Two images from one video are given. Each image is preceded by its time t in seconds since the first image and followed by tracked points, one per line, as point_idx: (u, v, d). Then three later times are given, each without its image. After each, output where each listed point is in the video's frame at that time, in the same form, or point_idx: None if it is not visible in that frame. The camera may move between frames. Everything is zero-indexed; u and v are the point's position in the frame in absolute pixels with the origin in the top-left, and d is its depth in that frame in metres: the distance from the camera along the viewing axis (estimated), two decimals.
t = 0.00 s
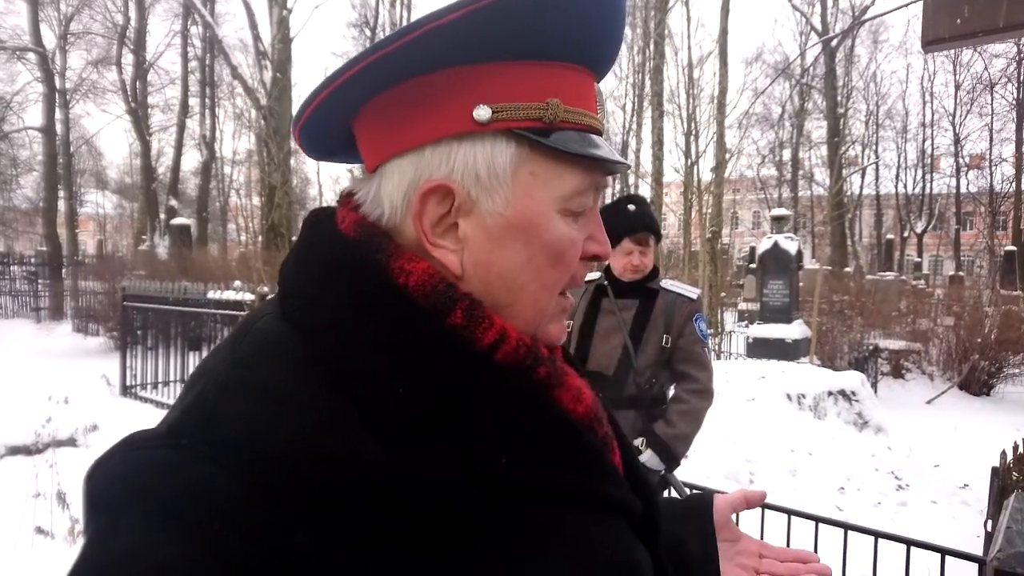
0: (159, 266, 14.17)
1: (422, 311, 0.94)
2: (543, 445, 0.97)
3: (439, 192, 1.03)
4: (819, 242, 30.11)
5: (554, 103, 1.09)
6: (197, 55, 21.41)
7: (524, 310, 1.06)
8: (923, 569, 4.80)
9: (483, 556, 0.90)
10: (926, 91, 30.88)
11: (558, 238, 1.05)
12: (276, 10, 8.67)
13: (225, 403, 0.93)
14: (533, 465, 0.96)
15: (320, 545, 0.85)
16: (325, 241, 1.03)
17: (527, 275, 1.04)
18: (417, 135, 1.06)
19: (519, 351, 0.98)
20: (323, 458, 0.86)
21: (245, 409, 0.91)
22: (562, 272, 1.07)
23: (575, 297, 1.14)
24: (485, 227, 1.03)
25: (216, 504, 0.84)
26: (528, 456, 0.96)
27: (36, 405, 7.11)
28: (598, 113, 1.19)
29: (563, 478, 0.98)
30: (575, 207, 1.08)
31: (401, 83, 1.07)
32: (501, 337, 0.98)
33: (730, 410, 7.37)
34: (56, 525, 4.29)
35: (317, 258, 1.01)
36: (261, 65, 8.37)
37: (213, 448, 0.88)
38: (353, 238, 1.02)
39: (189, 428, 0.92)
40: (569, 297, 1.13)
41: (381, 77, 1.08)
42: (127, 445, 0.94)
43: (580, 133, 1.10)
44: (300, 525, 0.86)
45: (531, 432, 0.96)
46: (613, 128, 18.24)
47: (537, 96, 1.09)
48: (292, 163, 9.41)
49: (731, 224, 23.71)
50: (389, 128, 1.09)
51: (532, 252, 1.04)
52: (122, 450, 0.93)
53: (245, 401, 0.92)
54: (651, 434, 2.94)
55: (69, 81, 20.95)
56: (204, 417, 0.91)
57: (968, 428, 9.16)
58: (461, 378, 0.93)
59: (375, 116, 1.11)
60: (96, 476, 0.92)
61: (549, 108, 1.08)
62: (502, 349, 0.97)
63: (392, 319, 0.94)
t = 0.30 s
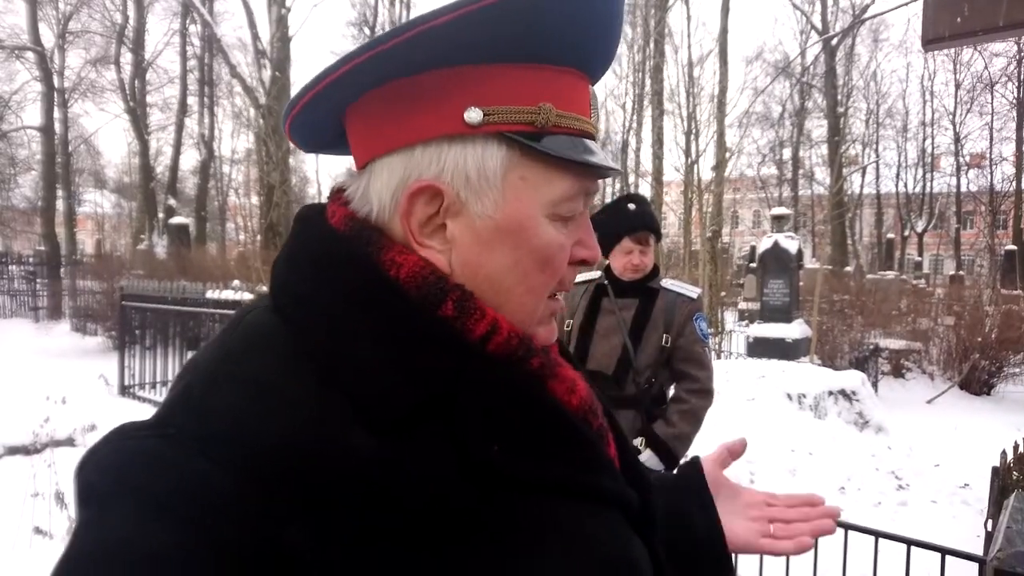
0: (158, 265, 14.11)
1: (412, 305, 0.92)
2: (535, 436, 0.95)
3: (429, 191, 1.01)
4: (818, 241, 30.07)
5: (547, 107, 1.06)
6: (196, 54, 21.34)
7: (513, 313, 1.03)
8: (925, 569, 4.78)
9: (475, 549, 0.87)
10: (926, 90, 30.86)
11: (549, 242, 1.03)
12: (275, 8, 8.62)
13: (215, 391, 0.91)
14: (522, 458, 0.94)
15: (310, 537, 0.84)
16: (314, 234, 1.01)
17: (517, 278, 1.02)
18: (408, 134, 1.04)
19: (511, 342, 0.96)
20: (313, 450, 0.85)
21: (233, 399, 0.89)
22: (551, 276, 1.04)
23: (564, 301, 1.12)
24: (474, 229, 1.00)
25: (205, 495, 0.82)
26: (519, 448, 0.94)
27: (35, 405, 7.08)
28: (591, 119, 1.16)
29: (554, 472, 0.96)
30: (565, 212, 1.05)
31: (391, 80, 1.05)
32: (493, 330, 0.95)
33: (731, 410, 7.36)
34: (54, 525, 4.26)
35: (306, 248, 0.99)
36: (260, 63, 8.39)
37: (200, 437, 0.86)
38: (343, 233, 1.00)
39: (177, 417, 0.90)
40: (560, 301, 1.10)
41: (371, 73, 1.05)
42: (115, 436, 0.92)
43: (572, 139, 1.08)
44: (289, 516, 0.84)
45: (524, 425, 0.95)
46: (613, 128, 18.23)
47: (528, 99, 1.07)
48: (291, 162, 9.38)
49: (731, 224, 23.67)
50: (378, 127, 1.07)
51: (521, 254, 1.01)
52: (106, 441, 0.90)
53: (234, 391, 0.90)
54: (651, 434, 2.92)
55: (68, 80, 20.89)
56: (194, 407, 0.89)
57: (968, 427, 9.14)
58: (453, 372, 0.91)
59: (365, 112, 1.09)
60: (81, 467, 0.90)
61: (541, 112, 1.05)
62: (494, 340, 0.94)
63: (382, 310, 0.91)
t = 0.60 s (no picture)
0: (157, 265, 14.13)
1: (409, 306, 0.93)
2: (531, 431, 0.96)
3: (430, 188, 1.02)
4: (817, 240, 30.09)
5: (545, 107, 1.08)
6: (196, 53, 21.34)
7: (512, 308, 1.05)
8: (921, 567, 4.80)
9: (471, 545, 0.89)
10: (924, 90, 30.91)
11: (545, 240, 1.05)
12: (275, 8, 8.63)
13: (218, 389, 0.93)
14: (519, 455, 0.94)
15: (310, 534, 0.86)
16: (315, 233, 1.03)
17: (515, 274, 1.03)
18: (408, 133, 1.05)
19: (508, 340, 0.97)
20: (313, 447, 0.87)
21: (235, 399, 0.91)
22: (550, 272, 1.06)
23: (562, 297, 1.14)
24: (474, 227, 1.02)
25: (207, 495, 0.84)
26: (516, 444, 0.95)
27: (35, 404, 7.11)
28: (588, 117, 1.18)
29: (551, 468, 0.96)
30: (563, 208, 1.07)
31: (390, 80, 1.07)
32: (490, 325, 0.97)
33: (729, 408, 7.39)
34: (55, 524, 4.29)
35: (306, 248, 1.01)
36: (260, 63, 8.43)
37: (201, 435, 0.88)
38: (345, 234, 1.01)
39: (181, 414, 0.92)
40: (558, 297, 1.12)
41: (374, 75, 1.07)
42: (125, 432, 0.94)
43: (568, 137, 1.10)
44: (289, 513, 0.86)
45: (523, 420, 0.96)
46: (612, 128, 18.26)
47: (527, 99, 1.08)
48: (290, 162, 9.41)
49: (730, 223, 23.71)
50: (379, 125, 1.09)
51: (519, 251, 1.03)
52: (117, 439, 0.93)
53: (235, 391, 0.92)
54: (648, 431, 2.94)
55: (67, 79, 20.89)
56: (197, 406, 0.91)
57: (966, 426, 9.18)
58: (450, 370, 0.92)
59: (366, 113, 1.11)
60: (92, 464, 0.92)
61: (540, 112, 1.07)
62: (491, 338, 0.96)
63: (378, 309, 0.92)
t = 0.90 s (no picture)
0: (156, 264, 14.16)
1: (409, 303, 0.95)
2: (528, 424, 0.98)
3: (429, 189, 1.05)
4: (816, 240, 30.13)
5: (541, 109, 1.10)
6: (195, 52, 21.34)
7: (510, 305, 1.07)
8: (917, 565, 4.83)
9: (469, 538, 0.91)
10: (922, 89, 30.98)
11: (542, 238, 1.07)
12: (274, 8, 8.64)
13: (224, 389, 0.96)
14: (513, 448, 0.96)
15: (314, 525, 0.88)
16: (318, 233, 1.05)
17: (512, 272, 1.06)
18: (407, 134, 1.08)
19: (507, 338, 1.00)
20: (313, 442, 0.89)
21: (239, 397, 0.94)
22: (546, 269, 1.09)
23: (559, 295, 1.16)
24: (472, 226, 1.05)
25: (214, 490, 0.87)
26: (514, 437, 0.97)
27: (34, 404, 7.13)
28: (584, 120, 1.21)
29: (546, 461, 0.98)
30: (559, 208, 1.10)
31: (389, 83, 1.10)
32: (489, 323, 0.99)
33: (727, 407, 7.42)
34: (54, 523, 4.31)
35: (308, 250, 1.03)
36: (259, 63, 8.45)
37: (209, 432, 0.92)
38: (346, 234, 1.03)
39: (189, 409, 0.95)
40: (553, 293, 1.14)
41: (375, 78, 1.10)
42: (137, 426, 0.98)
43: (563, 138, 1.12)
44: (291, 507, 0.88)
45: (519, 415, 0.98)
46: (610, 128, 18.31)
47: (523, 101, 1.10)
48: (289, 162, 9.45)
49: (728, 223, 23.76)
50: (379, 127, 1.11)
51: (517, 250, 1.05)
52: (130, 432, 0.96)
53: (240, 389, 0.95)
54: (645, 429, 2.96)
55: (66, 79, 20.88)
56: (205, 404, 0.94)
57: (962, 425, 9.22)
58: (448, 368, 0.94)
59: (367, 116, 1.13)
60: (105, 456, 0.96)
61: (535, 114, 1.09)
62: (490, 336, 0.98)
63: (379, 309, 0.95)
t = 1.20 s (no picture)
0: (152, 264, 14.12)
1: (397, 299, 0.96)
2: (514, 420, 0.99)
3: (411, 185, 1.05)
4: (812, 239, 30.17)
5: (522, 106, 1.10)
6: (191, 51, 21.28)
7: (493, 301, 1.07)
8: (911, 563, 4.84)
9: (459, 530, 0.91)
10: (918, 89, 31.05)
11: (525, 234, 1.07)
12: (270, 7, 8.62)
13: (214, 383, 0.95)
14: (498, 443, 0.97)
15: (305, 515, 0.88)
16: (308, 228, 1.05)
17: (495, 269, 1.06)
18: (392, 131, 1.08)
19: (491, 335, 1.00)
20: (305, 434, 0.89)
21: (232, 389, 0.94)
22: (529, 265, 1.09)
23: (544, 291, 1.16)
24: (455, 221, 1.05)
25: (206, 483, 0.87)
26: (500, 431, 0.97)
27: (30, 403, 7.11)
28: (568, 117, 1.21)
29: (532, 455, 0.99)
30: (542, 205, 1.10)
31: (374, 78, 1.10)
32: (474, 319, 0.99)
33: (723, 405, 7.44)
34: (49, 522, 4.30)
35: (300, 247, 1.03)
36: (256, 62, 8.44)
37: (200, 424, 0.91)
38: (333, 230, 1.04)
39: (179, 401, 0.95)
40: (538, 290, 1.14)
41: (360, 73, 1.09)
42: (128, 419, 0.97)
43: (547, 135, 1.12)
44: (284, 499, 0.88)
45: (505, 411, 0.98)
46: (607, 127, 18.33)
47: (505, 98, 1.10)
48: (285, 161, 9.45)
49: (725, 222, 23.78)
50: (365, 124, 1.11)
51: (500, 245, 1.06)
52: (121, 424, 0.96)
53: (230, 383, 0.95)
54: (641, 427, 2.97)
55: (61, 78, 20.80)
56: (195, 396, 0.94)
57: (957, 423, 9.25)
58: (436, 363, 0.95)
59: (354, 114, 1.13)
60: (95, 448, 0.95)
61: (517, 111, 1.09)
62: (475, 331, 0.98)
63: (367, 305, 0.95)
